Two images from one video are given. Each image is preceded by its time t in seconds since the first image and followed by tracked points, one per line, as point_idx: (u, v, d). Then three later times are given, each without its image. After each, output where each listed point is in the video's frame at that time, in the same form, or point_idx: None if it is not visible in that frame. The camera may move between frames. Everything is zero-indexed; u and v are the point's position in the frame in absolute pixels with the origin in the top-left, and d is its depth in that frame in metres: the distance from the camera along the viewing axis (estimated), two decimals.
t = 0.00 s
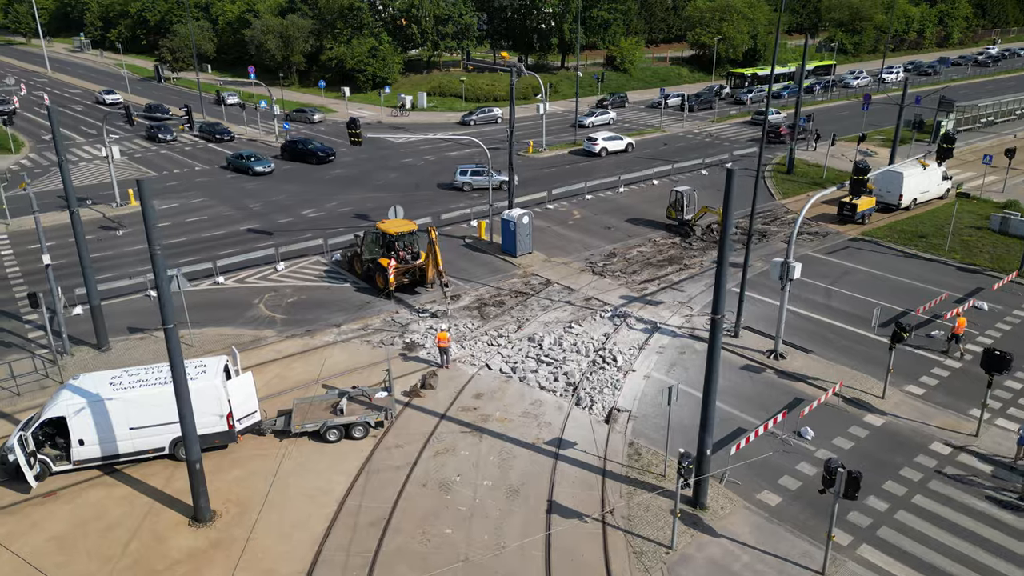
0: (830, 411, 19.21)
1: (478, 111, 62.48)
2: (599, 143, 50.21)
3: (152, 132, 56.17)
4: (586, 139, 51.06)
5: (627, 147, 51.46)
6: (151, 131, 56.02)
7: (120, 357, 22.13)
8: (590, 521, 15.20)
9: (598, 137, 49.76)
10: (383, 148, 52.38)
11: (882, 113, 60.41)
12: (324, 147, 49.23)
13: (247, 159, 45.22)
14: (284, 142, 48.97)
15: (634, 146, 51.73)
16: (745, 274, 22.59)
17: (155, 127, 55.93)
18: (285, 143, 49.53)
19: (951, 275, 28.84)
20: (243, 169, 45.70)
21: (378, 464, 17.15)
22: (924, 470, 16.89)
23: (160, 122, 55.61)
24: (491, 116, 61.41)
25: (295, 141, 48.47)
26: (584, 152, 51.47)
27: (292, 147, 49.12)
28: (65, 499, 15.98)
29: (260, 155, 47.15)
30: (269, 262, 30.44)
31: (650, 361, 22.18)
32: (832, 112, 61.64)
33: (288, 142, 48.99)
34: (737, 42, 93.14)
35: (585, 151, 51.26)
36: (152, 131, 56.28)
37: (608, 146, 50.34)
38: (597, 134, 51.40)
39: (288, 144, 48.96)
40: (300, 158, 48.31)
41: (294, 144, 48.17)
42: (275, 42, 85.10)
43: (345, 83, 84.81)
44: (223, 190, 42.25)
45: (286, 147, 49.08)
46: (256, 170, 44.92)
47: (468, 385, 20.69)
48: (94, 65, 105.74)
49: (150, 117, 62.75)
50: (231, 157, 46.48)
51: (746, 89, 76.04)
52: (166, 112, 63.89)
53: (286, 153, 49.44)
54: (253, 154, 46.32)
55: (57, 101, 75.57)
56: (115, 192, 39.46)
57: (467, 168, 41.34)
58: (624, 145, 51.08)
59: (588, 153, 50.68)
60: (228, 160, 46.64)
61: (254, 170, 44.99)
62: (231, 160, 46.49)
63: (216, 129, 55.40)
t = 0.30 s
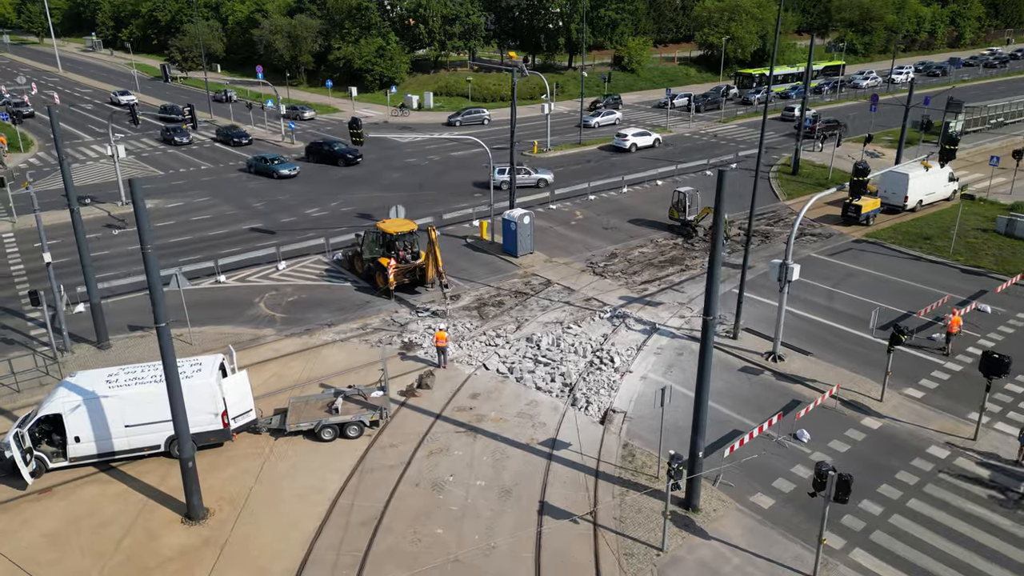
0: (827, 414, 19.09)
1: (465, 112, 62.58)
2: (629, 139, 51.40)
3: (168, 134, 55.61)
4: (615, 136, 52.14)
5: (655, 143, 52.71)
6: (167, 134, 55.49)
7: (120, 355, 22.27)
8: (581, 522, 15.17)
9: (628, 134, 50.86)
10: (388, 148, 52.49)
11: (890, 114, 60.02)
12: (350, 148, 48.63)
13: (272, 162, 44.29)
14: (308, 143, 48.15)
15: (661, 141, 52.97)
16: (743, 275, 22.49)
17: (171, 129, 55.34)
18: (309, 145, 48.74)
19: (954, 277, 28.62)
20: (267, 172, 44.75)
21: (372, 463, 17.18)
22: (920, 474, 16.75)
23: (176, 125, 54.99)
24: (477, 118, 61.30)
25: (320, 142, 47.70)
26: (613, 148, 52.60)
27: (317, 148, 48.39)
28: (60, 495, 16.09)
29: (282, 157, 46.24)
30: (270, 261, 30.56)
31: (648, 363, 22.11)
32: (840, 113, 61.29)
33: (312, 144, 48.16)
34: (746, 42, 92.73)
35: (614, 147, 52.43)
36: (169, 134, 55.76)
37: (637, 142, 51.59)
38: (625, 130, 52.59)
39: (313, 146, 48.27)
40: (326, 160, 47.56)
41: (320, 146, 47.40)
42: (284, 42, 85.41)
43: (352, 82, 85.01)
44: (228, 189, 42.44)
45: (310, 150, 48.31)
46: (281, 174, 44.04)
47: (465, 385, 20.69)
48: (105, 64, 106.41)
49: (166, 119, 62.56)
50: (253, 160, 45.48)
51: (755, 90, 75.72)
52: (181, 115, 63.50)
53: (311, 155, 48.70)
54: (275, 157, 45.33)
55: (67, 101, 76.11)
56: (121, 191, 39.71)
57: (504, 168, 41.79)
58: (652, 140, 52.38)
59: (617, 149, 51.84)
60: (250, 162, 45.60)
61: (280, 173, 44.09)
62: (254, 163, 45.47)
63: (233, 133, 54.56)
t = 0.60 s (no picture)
0: (823, 416, 18.99)
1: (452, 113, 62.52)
2: (657, 135, 52.39)
3: (185, 137, 54.50)
4: (643, 131, 53.25)
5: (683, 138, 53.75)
6: (183, 138, 54.47)
7: (119, 353, 22.42)
8: (573, 523, 15.15)
9: (657, 130, 52.01)
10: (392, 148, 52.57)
11: (897, 114, 59.71)
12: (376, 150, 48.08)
13: (299, 165, 43.53)
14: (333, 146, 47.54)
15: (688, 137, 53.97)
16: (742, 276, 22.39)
17: (187, 132, 54.15)
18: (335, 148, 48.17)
19: (957, 279, 28.41)
20: (293, 175, 43.97)
21: (365, 462, 17.21)
22: (917, 477, 16.62)
23: (191, 128, 53.74)
24: (464, 118, 61.32)
25: (347, 145, 47.09)
26: (641, 144, 53.57)
27: (343, 151, 47.83)
28: (56, 491, 16.22)
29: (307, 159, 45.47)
30: (272, 261, 30.67)
31: (645, 364, 22.03)
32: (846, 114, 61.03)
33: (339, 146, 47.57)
34: (754, 42, 92.34)
35: (642, 143, 53.49)
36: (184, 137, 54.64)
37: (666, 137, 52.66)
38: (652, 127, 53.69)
39: (340, 149, 47.67)
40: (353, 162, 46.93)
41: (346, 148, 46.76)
42: (291, 42, 85.71)
43: (359, 82, 85.23)
44: (233, 188, 42.61)
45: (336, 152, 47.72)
46: (308, 176, 43.26)
47: (461, 385, 20.70)
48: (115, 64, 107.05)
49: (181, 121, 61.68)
50: (278, 163, 44.68)
51: (762, 90, 75.35)
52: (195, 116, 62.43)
53: (337, 158, 48.07)
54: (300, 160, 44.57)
55: (76, 100, 76.61)
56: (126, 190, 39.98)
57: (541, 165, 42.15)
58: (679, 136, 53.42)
59: (645, 145, 52.93)
60: (274, 166, 44.78)
61: (307, 176, 43.34)
62: (278, 167, 44.67)
63: (251, 136, 53.48)
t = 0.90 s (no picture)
0: (819, 419, 18.89)
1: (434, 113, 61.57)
2: (686, 130, 54.13)
3: (199, 141, 53.30)
4: (672, 127, 54.85)
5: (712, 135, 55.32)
6: (197, 141, 53.24)
7: (118, 351, 22.55)
8: (563, 524, 15.12)
9: (685, 126, 53.67)
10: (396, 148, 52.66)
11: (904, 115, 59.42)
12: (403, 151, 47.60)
13: (327, 168, 42.78)
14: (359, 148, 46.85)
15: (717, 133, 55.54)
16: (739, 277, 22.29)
17: (202, 136, 52.96)
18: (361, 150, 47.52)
19: (961, 281, 28.19)
20: (322, 178, 43.23)
21: (358, 462, 17.24)
22: (911, 481, 16.51)
23: (206, 132, 52.53)
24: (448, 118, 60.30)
25: (373, 147, 46.49)
26: (669, 140, 55.34)
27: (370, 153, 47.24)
28: (51, 488, 16.32)
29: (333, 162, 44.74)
30: (273, 260, 30.78)
31: (642, 365, 21.96)
32: (853, 115, 60.81)
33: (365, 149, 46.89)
34: (761, 42, 92.00)
35: (670, 138, 55.29)
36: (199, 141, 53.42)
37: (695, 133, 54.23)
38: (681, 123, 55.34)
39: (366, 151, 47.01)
40: (380, 165, 46.32)
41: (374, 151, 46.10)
42: (299, 41, 86.03)
43: (366, 82, 85.45)
44: (237, 188, 42.77)
45: (363, 155, 47.06)
46: (337, 179, 42.49)
47: (456, 385, 20.71)
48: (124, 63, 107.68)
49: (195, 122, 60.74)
50: (304, 168, 43.90)
51: (770, 90, 75.04)
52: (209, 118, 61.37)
53: (363, 160, 47.44)
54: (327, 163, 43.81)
55: (85, 100, 77.10)
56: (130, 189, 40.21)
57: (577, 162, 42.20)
58: (708, 132, 54.95)
59: (674, 140, 54.57)
60: (301, 170, 43.99)
61: (336, 180, 42.61)
62: (305, 171, 43.90)
63: (270, 139, 52.30)
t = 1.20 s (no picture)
0: (814, 421, 18.78)
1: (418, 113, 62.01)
2: (715, 126, 55.57)
3: (214, 144, 52.19)
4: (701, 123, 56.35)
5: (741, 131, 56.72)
6: (212, 145, 52.03)
7: (116, 349, 22.67)
8: (553, 525, 15.10)
9: (715, 122, 55.07)
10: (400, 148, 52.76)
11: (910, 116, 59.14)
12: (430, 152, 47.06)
13: (357, 171, 41.94)
14: (386, 150, 46.17)
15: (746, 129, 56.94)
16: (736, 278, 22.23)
17: (217, 139, 51.85)
18: (386, 151, 46.83)
19: (963, 284, 27.98)
20: (351, 181, 42.38)
21: (351, 461, 17.26)
22: (905, 484, 16.41)
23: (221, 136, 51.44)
24: (432, 118, 60.58)
25: (401, 149, 45.92)
26: (699, 136, 56.93)
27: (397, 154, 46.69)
28: (45, 485, 16.42)
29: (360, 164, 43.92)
30: (273, 259, 30.89)
31: (638, 366, 21.90)
32: (859, 115, 60.58)
33: (392, 150, 46.30)
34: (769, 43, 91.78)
35: (700, 134, 56.71)
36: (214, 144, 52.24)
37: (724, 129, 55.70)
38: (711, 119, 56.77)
39: (393, 153, 46.30)
40: (409, 166, 45.79)
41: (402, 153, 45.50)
42: (306, 41, 86.28)
43: (372, 82, 85.64)
44: (240, 187, 42.91)
45: (391, 157, 46.41)
46: (368, 182, 41.68)
47: (452, 385, 20.71)
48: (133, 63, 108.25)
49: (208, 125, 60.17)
50: (333, 171, 43.00)
51: (776, 90, 74.78)
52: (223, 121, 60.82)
53: (390, 162, 46.65)
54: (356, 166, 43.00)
55: (94, 99, 77.60)
56: (134, 188, 40.42)
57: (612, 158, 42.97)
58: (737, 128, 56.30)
59: (703, 136, 56.02)
60: (329, 173, 43.08)
61: (366, 182, 41.78)
62: (333, 173, 43.00)
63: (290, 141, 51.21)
